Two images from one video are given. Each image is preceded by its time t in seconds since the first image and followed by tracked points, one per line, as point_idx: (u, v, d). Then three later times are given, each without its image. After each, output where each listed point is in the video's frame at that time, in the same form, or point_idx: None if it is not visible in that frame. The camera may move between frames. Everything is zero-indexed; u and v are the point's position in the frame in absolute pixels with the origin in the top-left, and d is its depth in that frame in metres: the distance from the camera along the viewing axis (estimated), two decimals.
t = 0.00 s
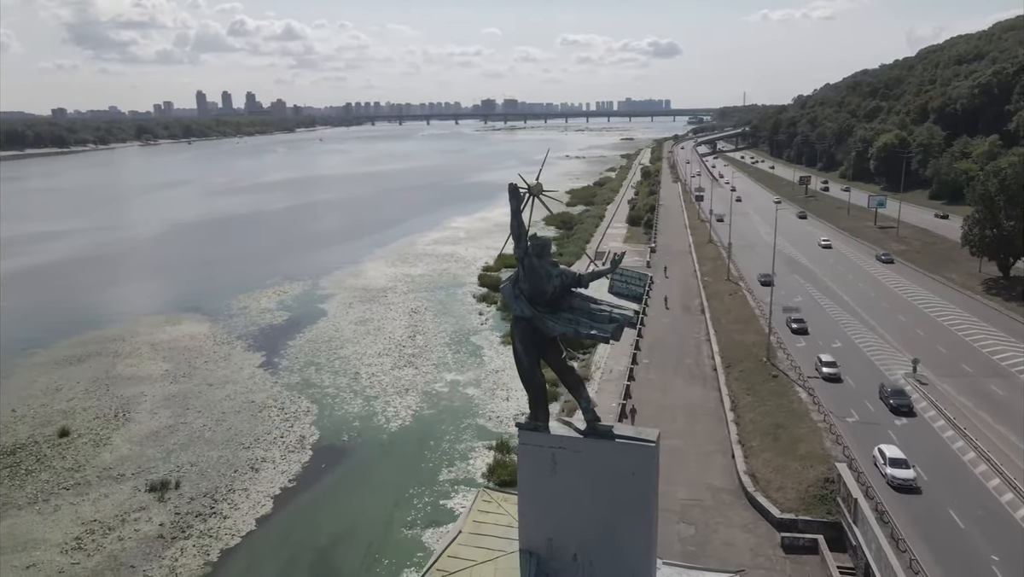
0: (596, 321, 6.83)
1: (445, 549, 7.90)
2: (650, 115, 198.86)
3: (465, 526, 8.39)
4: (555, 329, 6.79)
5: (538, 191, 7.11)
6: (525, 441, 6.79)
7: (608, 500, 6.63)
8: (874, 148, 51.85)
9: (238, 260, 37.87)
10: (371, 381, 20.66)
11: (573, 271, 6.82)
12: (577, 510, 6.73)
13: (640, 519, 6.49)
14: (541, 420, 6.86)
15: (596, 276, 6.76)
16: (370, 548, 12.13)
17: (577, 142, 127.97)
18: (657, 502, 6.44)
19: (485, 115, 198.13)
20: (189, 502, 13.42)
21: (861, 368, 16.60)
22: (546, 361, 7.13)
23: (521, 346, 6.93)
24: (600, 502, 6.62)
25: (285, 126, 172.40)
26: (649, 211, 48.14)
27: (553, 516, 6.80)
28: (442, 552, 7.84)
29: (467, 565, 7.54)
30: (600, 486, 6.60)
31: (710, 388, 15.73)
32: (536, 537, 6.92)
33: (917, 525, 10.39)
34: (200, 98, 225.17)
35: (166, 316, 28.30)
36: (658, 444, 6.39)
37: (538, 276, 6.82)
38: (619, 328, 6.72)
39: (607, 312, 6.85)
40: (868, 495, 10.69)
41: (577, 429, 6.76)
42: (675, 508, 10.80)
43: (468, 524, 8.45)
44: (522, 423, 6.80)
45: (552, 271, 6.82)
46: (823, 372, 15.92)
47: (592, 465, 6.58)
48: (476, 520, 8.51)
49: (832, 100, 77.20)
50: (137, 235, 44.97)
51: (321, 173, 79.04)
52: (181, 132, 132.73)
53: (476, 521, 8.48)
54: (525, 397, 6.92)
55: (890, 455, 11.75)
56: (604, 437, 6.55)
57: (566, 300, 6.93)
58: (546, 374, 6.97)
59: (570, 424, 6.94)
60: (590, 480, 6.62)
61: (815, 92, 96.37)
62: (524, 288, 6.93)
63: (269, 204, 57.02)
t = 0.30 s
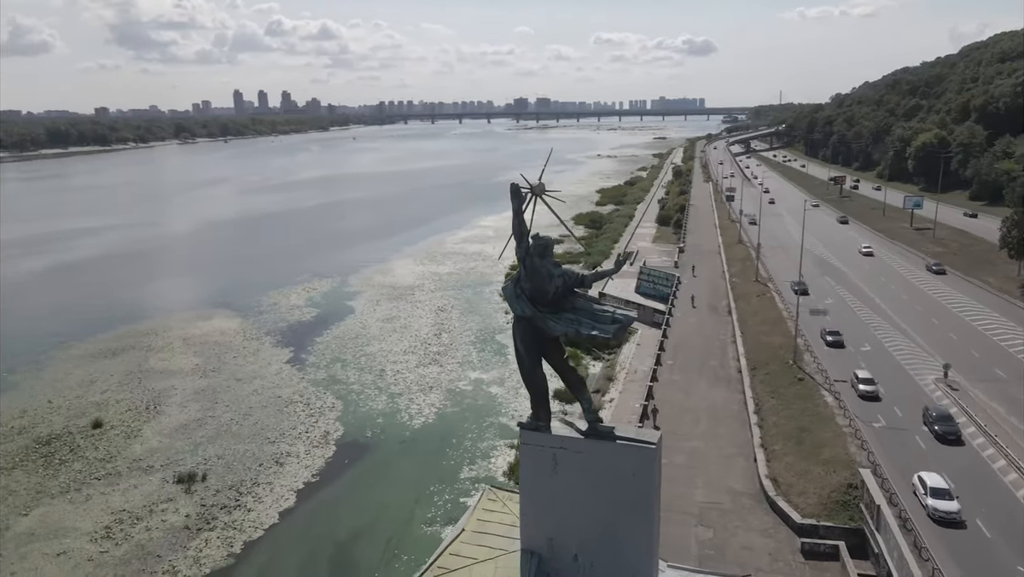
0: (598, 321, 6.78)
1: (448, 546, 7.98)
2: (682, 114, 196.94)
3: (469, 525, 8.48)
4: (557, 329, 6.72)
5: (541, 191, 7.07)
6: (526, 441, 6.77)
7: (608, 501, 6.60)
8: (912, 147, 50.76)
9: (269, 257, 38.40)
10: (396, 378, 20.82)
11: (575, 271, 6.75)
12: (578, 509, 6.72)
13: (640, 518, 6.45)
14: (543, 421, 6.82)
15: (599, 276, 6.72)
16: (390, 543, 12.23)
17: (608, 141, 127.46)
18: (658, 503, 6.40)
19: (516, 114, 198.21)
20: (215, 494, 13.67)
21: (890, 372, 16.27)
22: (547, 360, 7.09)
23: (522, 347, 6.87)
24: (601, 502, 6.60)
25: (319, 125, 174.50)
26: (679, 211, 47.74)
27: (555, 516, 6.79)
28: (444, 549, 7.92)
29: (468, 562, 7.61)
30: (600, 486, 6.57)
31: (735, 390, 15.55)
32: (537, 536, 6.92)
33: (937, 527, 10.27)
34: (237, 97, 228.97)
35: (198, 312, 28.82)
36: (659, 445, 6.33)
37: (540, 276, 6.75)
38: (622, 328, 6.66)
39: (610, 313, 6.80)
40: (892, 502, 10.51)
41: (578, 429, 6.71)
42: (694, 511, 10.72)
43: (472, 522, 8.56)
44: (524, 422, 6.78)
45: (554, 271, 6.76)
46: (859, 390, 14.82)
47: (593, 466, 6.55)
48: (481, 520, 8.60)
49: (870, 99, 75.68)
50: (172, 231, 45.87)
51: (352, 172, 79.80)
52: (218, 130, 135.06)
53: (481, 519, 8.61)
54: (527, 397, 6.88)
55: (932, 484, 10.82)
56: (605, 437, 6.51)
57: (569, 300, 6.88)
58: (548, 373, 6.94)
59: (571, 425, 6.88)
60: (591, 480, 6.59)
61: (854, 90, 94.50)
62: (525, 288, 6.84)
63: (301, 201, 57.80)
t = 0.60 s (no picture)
0: (600, 322, 6.79)
1: (450, 544, 8.06)
2: (717, 112, 194.65)
3: (473, 522, 8.55)
4: (558, 329, 6.73)
5: (543, 191, 7.06)
6: (529, 440, 6.80)
7: (609, 502, 6.60)
8: (952, 146, 49.49)
9: (300, 254, 38.90)
10: (421, 375, 20.96)
11: (577, 271, 6.75)
12: (579, 510, 6.73)
13: (640, 520, 6.43)
14: (545, 421, 6.87)
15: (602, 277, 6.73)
16: (411, 539, 12.34)
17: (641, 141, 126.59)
18: (658, 507, 6.38)
19: (548, 112, 197.87)
20: (241, 487, 13.91)
21: (921, 378, 15.86)
22: (549, 359, 7.11)
23: (523, 347, 6.86)
24: (601, 504, 6.61)
25: (353, 123, 176.42)
26: (709, 211, 47.29)
27: (556, 516, 6.81)
28: (447, 546, 7.99)
29: (468, 560, 7.67)
30: (601, 487, 6.58)
31: (759, 393, 15.35)
32: (538, 536, 6.93)
33: (962, 534, 10.04)
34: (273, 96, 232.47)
35: (229, 307, 29.33)
36: (661, 447, 6.31)
37: (542, 276, 6.76)
38: (624, 328, 6.68)
39: (613, 313, 6.81)
40: (917, 509, 10.28)
41: (580, 429, 6.72)
42: (713, 514, 10.64)
43: (475, 520, 8.60)
44: (526, 422, 6.83)
45: (556, 271, 6.76)
46: (898, 411, 13.73)
47: (594, 466, 6.56)
48: (484, 518, 8.64)
49: (910, 97, 73.94)
50: (207, 228, 46.73)
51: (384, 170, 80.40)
52: (255, 129, 137.29)
53: (484, 518, 8.64)
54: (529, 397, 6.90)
55: (975, 517, 9.96)
56: (606, 439, 6.50)
57: (571, 301, 6.89)
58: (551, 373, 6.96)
59: (573, 425, 6.88)
60: (592, 481, 6.60)
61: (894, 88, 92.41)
62: (527, 288, 6.84)
63: (332, 199, 58.48)
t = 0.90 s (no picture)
0: (603, 323, 6.62)
1: (452, 542, 7.95)
2: (752, 112, 192.08)
3: (476, 521, 8.41)
4: (559, 331, 6.63)
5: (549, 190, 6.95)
6: (531, 441, 6.78)
7: (610, 504, 6.52)
8: (995, 147, 48.17)
9: (332, 252, 39.35)
10: (446, 374, 21.06)
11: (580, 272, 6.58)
12: (581, 511, 6.66)
13: (642, 523, 6.33)
14: (547, 422, 6.78)
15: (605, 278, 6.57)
16: (430, 537, 12.38)
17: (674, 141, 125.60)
18: (659, 509, 6.28)
19: (581, 112, 197.28)
20: (266, 481, 14.13)
21: (954, 385, 15.47)
22: (554, 360, 7.01)
23: (525, 347, 6.80)
24: (602, 505, 6.53)
25: (387, 123, 177.97)
26: (741, 212, 46.75)
27: (558, 517, 6.74)
28: (450, 545, 7.89)
29: (470, 560, 7.57)
30: (602, 489, 6.49)
31: (785, 397, 15.14)
32: (541, 536, 6.89)
33: (991, 548, 9.78)
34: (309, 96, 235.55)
35: (261, 304, 29.80)
36: (662, 449, 6.20)
37: (543, 277, 6.65)
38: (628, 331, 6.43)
39: (616, 315, 6.61)
40: (945, 520, 10.05)
41: (582, 431, 6.66)
42: (733, 518, 10.54)
43: (479, 519, 8.45)
44: (528, 423, 6.77)
45: (558, 271, 6.62)
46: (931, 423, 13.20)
47: (595, 468, 6.49)
48: (488, 517, 8.49)
49: (953, 96, 72.10)
50: (241, 226, 47.53)
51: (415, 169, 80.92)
52: (290, 128, 139.26)
53: (488, 517, 8.48)
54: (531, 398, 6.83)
55: (1018, 557, 9.13)
56: (607, 440, 6.42)
57: (574, 301, 6.75)
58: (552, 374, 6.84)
59: (577, 426, 6.81)
60: (593, 483, 6.52)
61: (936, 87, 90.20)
62: (529, 289, 6.75)
63: (364, 198, 59.09)
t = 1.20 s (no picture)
0: (605, 324, 6.54)
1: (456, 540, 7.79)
2: (789, 111, 189.01)
3: (481, 520, 8.22)
4: (561, 332, 6.56)
5: (552, 190, 6.83)
6: (532, 441, 6.62)
7: (612, 506, 6.36)
8: None
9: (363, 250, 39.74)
10: (471, 373, 21.14)
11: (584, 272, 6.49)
12: (582, 513, 6.50)
13: (643, 525, 6.17)
14: (549, 422, 6.62)
15: (610, 279, 6.50)
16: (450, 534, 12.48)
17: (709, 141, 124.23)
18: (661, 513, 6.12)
19: (614, 112, 196.38)
20: (291, 476, 14.33)
21: (988, 391, 15.09)
22: (554, 360, 6.94)
23: (527, 347, 6.71)
24: (603, 507, 6.37)
25: (421, 122, 179.21)
26: (774, 213, 46.10)
27: (559, 518, 6.59)
28: (453, 543, 7.72)
29: (473, 557, 7.42)
30: (603, 490, 6.33)
31: (813, 401, 14.89)
32: (542, 536, 6.74)
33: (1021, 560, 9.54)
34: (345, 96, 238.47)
35: (291, 301, 30.21)
36: (663, 453, 6.06)
37: (546, 277, 6.55)
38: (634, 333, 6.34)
39: (619, 316, 6.55)
40: (973, 530, 9.85)
41: (584, 431, 6.50)
42: (754, 524, 10.44)
43: (483, 518, 8.23)
44: (530, 422, 6.63)
45: (562, 272, 6.51)
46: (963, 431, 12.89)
47: (596, 469, 6.33)
48: (493, 515, 8.28)
49: (999, 94, 70.07)
50: (275, 224, 48.25)
51: (447, 168, 81.35)
52: (325, 127, 141.04)
53: (492, 516, 8.25)
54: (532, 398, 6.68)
55: None
56: (609, 442, 6.27)
57: (576, 302, 6.67)
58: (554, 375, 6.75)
59: (579, 427, 6.68)
60: (595, 484, 6.36)
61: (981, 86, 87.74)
62: (531, 288, 6.66)
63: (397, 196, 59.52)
